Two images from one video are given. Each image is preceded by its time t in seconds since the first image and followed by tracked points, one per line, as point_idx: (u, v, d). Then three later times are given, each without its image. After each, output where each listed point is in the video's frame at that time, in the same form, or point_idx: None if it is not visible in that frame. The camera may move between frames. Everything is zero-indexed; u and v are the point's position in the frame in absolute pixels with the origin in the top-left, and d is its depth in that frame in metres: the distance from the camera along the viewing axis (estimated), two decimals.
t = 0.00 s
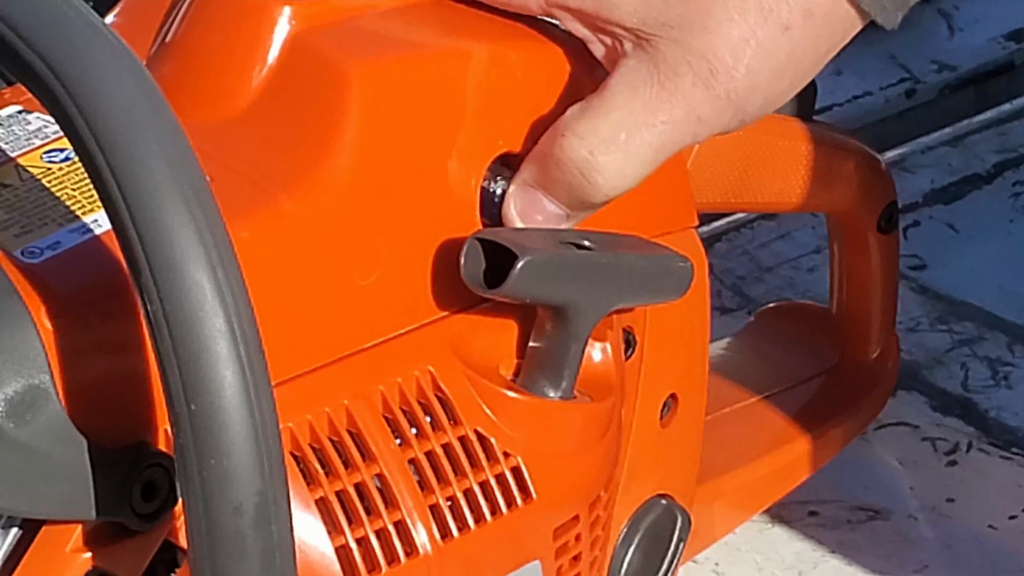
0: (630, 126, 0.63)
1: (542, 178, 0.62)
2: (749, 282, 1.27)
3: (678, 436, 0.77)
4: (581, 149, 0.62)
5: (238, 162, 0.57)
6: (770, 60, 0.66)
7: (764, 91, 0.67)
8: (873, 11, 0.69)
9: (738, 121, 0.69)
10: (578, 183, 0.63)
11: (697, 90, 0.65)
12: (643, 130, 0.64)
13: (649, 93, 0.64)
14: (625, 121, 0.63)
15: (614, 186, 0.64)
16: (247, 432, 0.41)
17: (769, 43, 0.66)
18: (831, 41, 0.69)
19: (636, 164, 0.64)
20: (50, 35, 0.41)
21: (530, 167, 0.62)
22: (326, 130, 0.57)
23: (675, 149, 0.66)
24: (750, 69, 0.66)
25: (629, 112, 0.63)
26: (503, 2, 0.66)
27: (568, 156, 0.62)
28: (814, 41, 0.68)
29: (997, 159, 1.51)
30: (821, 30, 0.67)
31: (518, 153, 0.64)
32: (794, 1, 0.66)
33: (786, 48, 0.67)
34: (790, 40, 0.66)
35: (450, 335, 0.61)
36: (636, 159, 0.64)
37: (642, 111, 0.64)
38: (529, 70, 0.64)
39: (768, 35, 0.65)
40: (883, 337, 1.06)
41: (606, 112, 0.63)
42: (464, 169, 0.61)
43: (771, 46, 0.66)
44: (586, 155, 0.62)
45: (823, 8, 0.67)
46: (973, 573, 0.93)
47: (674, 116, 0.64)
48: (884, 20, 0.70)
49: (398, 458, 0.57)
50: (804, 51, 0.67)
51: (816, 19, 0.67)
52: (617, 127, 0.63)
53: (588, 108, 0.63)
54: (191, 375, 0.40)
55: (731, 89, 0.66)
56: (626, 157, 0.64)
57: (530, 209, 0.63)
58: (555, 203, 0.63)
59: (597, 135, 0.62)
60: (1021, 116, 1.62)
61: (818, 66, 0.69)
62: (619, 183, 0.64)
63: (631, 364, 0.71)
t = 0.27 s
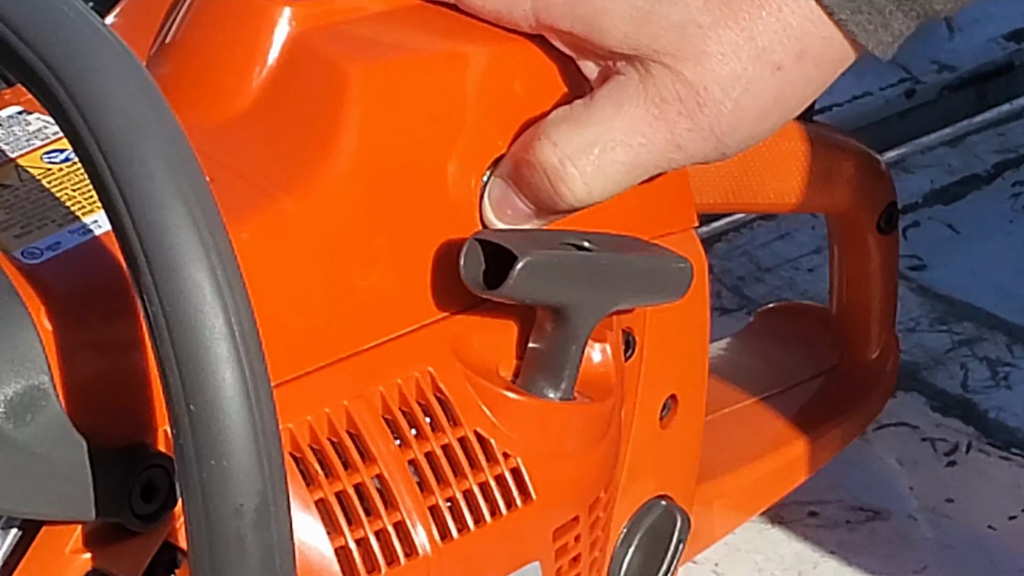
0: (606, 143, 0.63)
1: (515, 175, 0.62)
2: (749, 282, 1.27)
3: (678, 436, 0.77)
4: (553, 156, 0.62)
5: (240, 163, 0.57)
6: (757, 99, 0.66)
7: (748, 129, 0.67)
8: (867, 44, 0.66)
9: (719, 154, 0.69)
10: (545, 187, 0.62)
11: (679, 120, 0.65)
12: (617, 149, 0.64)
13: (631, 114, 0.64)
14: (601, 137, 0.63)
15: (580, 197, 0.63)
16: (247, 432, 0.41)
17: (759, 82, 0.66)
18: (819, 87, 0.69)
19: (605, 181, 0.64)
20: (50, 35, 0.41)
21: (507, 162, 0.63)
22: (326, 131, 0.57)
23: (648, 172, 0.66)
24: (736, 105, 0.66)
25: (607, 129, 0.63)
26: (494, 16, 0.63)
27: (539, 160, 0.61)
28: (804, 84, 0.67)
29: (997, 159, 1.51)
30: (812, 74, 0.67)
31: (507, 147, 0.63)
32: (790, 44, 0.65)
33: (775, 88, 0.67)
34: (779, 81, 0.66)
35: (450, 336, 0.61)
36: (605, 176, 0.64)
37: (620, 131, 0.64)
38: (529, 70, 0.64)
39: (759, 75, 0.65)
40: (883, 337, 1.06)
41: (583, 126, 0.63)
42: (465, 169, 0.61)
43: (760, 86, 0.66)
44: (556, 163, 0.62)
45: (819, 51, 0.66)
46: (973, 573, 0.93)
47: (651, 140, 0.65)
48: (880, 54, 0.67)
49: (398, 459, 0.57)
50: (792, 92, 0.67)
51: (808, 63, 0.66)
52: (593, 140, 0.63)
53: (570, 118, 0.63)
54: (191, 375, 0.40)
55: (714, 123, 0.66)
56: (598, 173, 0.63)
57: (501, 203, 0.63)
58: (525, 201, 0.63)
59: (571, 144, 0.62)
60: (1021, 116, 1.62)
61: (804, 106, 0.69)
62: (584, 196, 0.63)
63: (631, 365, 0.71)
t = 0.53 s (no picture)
0: (603, 145, 0.63)
1: (511, 174, 0.63)
2: (749, 282, 1.27)
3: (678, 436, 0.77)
4: (546, 157, 0.62)
5: (240, 163, 0.57)
6: (757, 95, 0.66)
7: (752, 124, 0.68)
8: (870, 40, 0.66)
9: (722, 150, 0.69)
10: (542, 189, 0.62)
11: (679, 120, 0.65)
12: (616, 151, 0.64)
13: (629, 117, 0.64)
14: (597, 139, 0.63)
15: (578, 198, 0.64)
16: (247, 432, 0.41)
17: (759, 78, 0.66)
18: (820, 82, 0.69)
19: (603, 182, 0.64)
20: (50, 35, 0.41)
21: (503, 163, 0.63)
22: (326, 130, 0.57)
23: (650, 172, 0.66)
24: (737, 102, 0.66)
25: (604, 132, 0.64)
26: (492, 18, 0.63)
27: (534, 161, 0.62)
28: (805, 78, 0.68)
29: (997, 159, 1.51)
30: (812, 68, 0.67)
31: (508, 146, 0.63)
32: (788, 40, 0.65)
33: (776, 84, 0.67)
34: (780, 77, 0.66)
35: (450, 335, 0.61)
36: (603, 178, 0.64)
37: (617, 133, 0.64)
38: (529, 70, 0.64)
39: (759, 71, 0.65)
40: (883, 336, 1.06)
41: (578, 128, 0.63)
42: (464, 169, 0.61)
43: (760, 82, 0.66)
44: (550, 165, 0.62)
45: (818, 45, 0.66)
46: (973, 573, 0.93)
47: (651, 141, 0.65)
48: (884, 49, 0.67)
49: (398, 458, 0.57)
50: (792, 87, 0.68)
51: (806, 59, 0.67)
52: (588, 142, 0.63)
53: (565, 120, 0.63)
54: (190, 374, 0.40)
55: (715, 121, 0.66)
56: (596, 175, 0.64)
57: (497, 203, 0.63)
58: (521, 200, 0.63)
59: (566, 146, 0.62)
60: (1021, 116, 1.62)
61: (807, 99, 0.69)
62: (582, 197, 0.64)
63: (631, 364, 0.71)
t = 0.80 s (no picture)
0: (676, 112, 0.68)
1: (591, 177, 0.66)
2: (749, 282, 1.27)
3: (678, 436, 0.77)
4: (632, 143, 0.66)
5: (240, 162, 0.57)
6: (806, 28, 0.72)
7: (804, 58, 0.73)
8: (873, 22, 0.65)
9: (784, 88, 0.74)
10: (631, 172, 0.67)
11: (737, 68, 0.70)
12: (691, 115, 0.69)
13: (692, 79, 0.69)
14: (673, 110, 0.68)
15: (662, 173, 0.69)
16: (247, 432, 0.41)
17: (803, 10, 0.72)
18: (859, 6, 0.75)
19: (684, 150, 0.69)
20: (49, 34, 0.41)
21: (578, 168, 0.65)
22: (326, 130, 0.57)
23: (723, 128, 0.71)
24: (787, 38, 0.71)
25: (676, 100, 0.68)
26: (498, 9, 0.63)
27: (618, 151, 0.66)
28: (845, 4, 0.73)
29: (997, 159, 1.51)
30: None
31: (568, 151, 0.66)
32: None
33: (821, 12, 0.72)
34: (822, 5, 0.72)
35: (450, 335, 0.61)
36: (683, 145, 0.69)
37: (687, 97, 0.69)
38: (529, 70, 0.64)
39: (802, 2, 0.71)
40: (883, 336, 1.06)
41: (654, 106, 0.68)
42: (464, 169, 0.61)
43: (805, 13, 0.72)
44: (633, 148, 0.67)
45: None
46: (973, 572, 0.93)
47: (717, 97, 0.70)
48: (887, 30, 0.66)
49: (398, 458, 0.57)
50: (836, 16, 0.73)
51: None
52: (666, 117, 0.68)
53: (634, 102, 0.67)
54: (191, 374, 0.40)
55: (772, 62, 0.71)
56: (676, 142, 0.69)
57: (578, 210, 0.66)
58: (601, 199, 0.66)
59: (647, 126, 0.67)
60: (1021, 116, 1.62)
61: (851, 25, 0.75)
62: (671, 169, 0.69)
63: (631, 364, 0.71)
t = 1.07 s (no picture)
0: (665, 117, 0.67)
1: (576, 176, 0.64)
2: (749, 282, 1.27)
3: (678, 436, 0.77)
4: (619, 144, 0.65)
5: (241, 163, 0.57)
6: (799, 41, 0.71)
7: (796, 72, 0.72)
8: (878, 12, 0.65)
9: (773, 102, 0.73)
10: (616, 173, 0.65)
11: (728, 77, 0.69)
12: (678, 119, 0.68)
13: (682, 83, 0.68)
14: (660, 114, 0.67)
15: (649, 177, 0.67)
16: (248, 432, 0.40)
17: (798, 23, 0.71)
18: (855, 23, 0.74)
19: (670, 155, 0.68)
20: (50, 34, 0.41)
21: (563, 166, 0.64)
22: (327, 130, 0.57)
23: (709, 138, 0.70)
24: (780, 50, 0.70)
25: (664, 103, 0.67)
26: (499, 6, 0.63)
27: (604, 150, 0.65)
28: (841, 19, 0.73)
29: (997, 159, 1.51)
30: (845, 8, 0.73)
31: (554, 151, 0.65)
32: None
33: (816, 28, 0.72)
34: (817, 20, 0.72)
35: (451, 336, 0.61)
36: (670, 150, 0.68)
37: (676, 101, 0.67)
38: (529, 70, 0.64)
39: (797, 16, 0.71)
40: (883, 336, 1.05)
41: (641, 108, 0.66)
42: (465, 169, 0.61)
43: (799, 27, 0.71)
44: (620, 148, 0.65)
45: None
46: (973, 572, 0.93)
47: (707, 104, 0.69)
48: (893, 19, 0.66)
49: (399, 459, 0.57)
50: (831, 31, 0.72)
51: None
52: (654, 120, 0.67)
53: (622, 104, 0.66)
54: (191, 374, 0.40)
55: (762, 73, 0.70)
56: (662, 146, 0.67)
57: (560, 209, 0.64)
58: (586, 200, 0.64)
59: (633, 128, 0.66)
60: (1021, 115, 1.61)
61: (845, 42, 0.74)
62: (656, 174, 0.67)
63: (632, 364, 0.71)
